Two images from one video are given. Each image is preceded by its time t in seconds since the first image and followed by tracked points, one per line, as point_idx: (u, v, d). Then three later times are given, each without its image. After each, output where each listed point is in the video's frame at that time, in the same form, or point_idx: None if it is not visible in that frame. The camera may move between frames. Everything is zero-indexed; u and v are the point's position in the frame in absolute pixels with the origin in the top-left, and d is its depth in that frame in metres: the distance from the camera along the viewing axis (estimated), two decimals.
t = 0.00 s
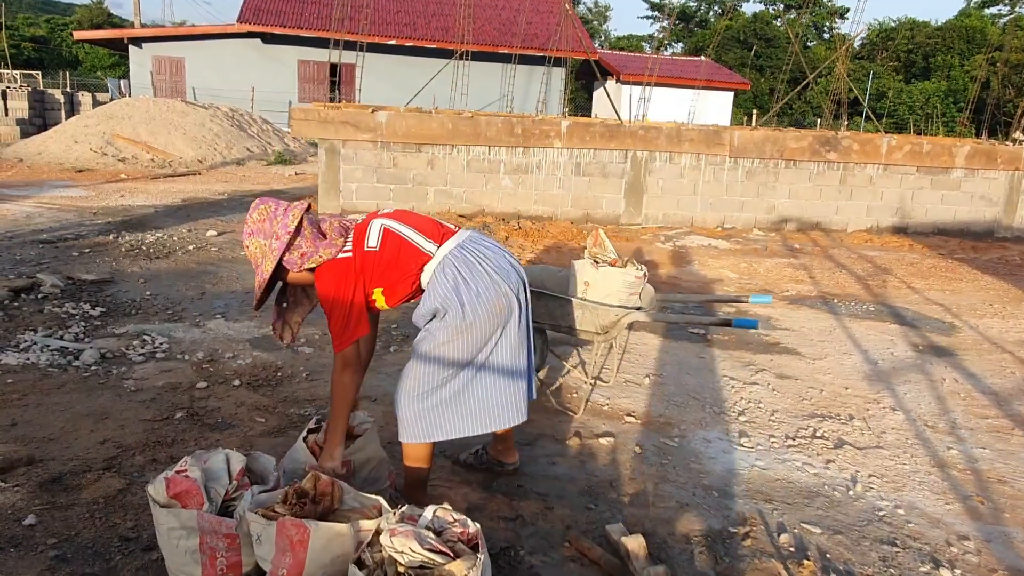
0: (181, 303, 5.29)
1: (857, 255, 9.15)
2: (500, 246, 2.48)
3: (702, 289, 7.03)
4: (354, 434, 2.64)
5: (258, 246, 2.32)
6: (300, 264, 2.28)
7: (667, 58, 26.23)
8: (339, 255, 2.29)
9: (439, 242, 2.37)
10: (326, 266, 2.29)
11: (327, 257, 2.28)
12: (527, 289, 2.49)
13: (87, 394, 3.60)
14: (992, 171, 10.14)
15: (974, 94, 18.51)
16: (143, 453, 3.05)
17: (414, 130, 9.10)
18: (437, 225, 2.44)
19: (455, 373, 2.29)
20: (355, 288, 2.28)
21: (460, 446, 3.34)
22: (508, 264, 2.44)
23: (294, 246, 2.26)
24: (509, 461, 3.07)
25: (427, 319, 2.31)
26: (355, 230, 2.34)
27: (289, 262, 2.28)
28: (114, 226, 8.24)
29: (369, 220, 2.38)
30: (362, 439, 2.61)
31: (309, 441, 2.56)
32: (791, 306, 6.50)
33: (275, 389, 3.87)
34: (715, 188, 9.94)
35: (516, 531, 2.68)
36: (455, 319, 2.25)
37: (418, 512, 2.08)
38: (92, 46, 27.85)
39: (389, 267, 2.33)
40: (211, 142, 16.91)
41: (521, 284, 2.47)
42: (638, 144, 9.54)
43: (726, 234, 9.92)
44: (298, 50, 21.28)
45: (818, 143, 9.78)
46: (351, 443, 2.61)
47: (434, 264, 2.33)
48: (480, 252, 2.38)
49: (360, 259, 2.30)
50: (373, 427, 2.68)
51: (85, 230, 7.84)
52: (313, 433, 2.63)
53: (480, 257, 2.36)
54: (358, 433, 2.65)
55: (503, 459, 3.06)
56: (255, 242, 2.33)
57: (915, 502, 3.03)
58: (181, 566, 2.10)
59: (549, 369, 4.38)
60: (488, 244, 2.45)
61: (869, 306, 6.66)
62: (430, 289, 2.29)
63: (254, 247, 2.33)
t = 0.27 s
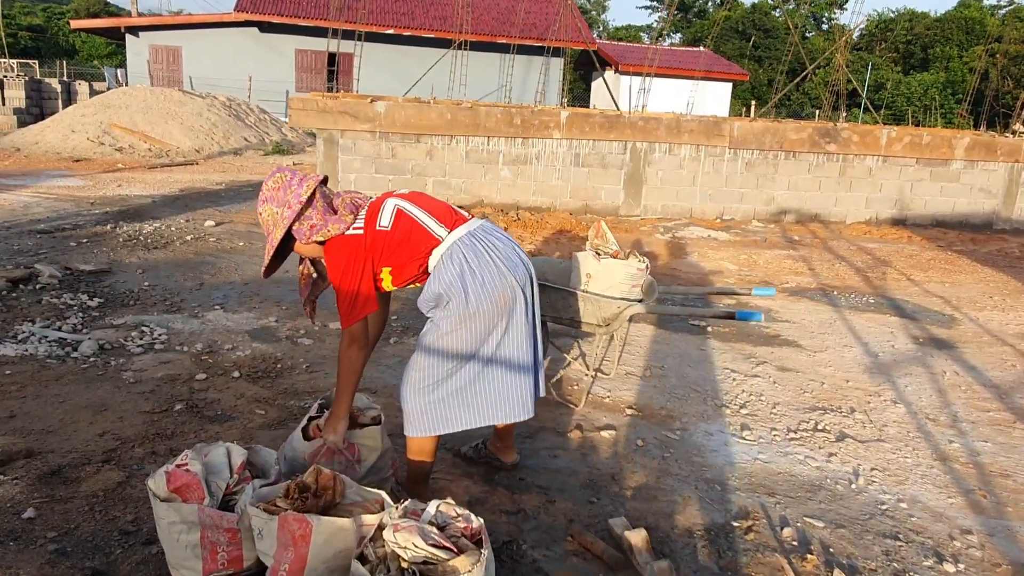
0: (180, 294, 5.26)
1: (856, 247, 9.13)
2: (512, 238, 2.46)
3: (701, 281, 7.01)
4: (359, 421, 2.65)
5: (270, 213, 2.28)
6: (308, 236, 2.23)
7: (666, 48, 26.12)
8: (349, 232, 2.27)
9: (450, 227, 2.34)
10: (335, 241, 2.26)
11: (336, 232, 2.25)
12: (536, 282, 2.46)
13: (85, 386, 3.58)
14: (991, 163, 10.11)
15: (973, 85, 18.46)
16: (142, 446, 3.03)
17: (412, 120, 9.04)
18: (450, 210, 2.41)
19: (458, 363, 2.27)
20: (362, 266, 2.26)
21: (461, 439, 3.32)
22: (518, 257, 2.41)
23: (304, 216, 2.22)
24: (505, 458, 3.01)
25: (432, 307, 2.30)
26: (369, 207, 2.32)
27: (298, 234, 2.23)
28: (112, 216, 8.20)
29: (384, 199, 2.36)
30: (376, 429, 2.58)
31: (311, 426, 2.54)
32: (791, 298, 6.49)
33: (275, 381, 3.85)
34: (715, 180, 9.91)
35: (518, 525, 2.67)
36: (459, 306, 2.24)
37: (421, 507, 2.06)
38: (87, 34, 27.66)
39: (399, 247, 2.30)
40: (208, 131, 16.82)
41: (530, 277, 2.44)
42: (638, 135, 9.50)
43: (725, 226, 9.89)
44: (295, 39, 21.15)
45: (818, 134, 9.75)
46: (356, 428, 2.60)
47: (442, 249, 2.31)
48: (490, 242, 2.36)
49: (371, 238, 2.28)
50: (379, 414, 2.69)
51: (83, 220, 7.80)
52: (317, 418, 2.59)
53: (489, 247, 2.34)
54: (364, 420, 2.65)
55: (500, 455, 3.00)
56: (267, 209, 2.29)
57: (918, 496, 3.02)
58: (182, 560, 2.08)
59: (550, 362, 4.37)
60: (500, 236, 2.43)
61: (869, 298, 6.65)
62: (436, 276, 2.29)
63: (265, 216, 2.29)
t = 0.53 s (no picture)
0: (173, 294, 5.25)
1: (851, 248, 9.16)
2: (517, 244, 2.48)
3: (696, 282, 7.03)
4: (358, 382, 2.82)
5: (293, 178, 2.37)
6: (323, 205, 2.30)
7: (663, 48, 26.15)
8: (364, 207, 2.30)
9: (460, 221, 2.38)
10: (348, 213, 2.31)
11: (349, 205, 2.30)
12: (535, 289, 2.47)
13: (78, 387, 3.58)
14: (985, 164, 10.15)
15: (969, 86, 18.50)
16: (134, 448, 3.03)
17: (408, 120, 9.02)
18: (463, 205, 2.45)
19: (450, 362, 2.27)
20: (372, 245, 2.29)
21: (453, 441, 3.33)
22: (520, 263, 2.42)
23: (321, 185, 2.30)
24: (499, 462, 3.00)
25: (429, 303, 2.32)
26: (386, 187, 2.36)
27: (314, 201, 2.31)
28: (106, 215, 8.18)
29: (403, 182, 2.40)
30: (370, 389, 2.73)
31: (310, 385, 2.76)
32: (785, 299, 6.51)
33: (268, 382, 3.86)
34: (710, 180, 9.92)
35: (510, 527, 2.68)
36: (453, 304, 2.25)
37: (411, 510, 2.07)
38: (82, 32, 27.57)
39: (409, 232, 2.34)
40: (204, 130, 16.80)
41: (530, 285, 2.45)
42: (633, 135, 9.50)
43: (721, 226, 9.90)
44: (291, 38, 21.11)
45: (813, 135, 9.77)
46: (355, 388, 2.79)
47: (446, 242, 2.34)
48: (493, 243, 2.38)
49: (384, 218, 2.31)
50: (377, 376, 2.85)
51: (77, 219, 7.78)
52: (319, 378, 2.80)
53: (491, 248, 2.36)
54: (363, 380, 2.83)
55: (493, 459, 2.99)
56: (293, 175, 2.38)
57: (907, 498, 3.04)
58: (172, 563, 2.09)
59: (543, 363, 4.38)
60: (505, 239, 2.45)
61: (863, 300, 6.67)
62: (435, 269, 2.32)
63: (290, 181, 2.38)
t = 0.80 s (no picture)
0: (169, 290, 5.27)
1: (846, 245, 9.18)
2: (523, 238, 2.49)
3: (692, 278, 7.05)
4: (378, 337, 2.88)
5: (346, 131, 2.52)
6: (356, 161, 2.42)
7: (661, 46, 26.15)
8: (388, 172, 2.38)
9: (472, 207, 2.42)
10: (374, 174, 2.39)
11: (377, 169, 2.39)
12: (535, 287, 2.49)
13: (72, 381, 3.59)
14: (981, 162, 10.18)
15: (966, 84, 18.53)
16: (129, 440, 3.04)
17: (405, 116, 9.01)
18: (483, 192, 2.48)
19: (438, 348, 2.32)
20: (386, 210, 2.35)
21: (446, 434, 3.34)
22: (520, 257, 2.44)
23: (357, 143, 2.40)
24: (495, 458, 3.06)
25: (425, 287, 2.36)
26: (415, 158, 2.43)
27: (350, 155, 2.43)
28: (102, 211, 8.18)
29: (435, 157, 2.45)
30: (386, 344, 2.79)
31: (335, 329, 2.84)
32: (780, 295, 6.53)
33: (263, 376, 3.87)
34: (707, 177, 9.94)
35: (501, 519, 2.70)
36: (445, 292, 2.30)
37: (401, 501, 2.09)
38: (80, 28, 27.50)
39: (422, 206, 2.40)
40: (201, 127, 16.79)
41: (528, 280, 2.47)
42: (630, 132, 9.52)
43: (717, 223, 9.92)
44: (289, 35, 21.08)
45: (810, 132, 9.78)
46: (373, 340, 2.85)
47: (451, 227, 2.38)
48: (496, 236, 2.40)
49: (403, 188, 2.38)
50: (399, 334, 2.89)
51: (73, 215, 7.78)
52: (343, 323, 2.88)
53: (493, 241, 2.38)
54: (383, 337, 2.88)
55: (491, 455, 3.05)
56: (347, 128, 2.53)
57: (897, 491, 3.06)
58: (165, 553, 2.11)
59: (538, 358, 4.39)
60: (512, 231, 2.47)
61: (858, 296, 6.69)
62: (433, 254, 2.36)
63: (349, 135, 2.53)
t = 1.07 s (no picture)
0: (165, 286, 5.28)
1: (841, 240, 9.22)
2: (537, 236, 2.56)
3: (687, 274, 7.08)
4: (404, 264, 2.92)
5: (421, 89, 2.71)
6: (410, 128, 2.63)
7: (658, 42, 26.16)
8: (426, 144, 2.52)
9: (492, 194, 2.50)
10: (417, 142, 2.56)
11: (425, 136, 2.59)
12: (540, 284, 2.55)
13: (68, 375, 3.61)
14: (976, 157, 10.22)
15: (963, 80, 18.57)
16: (124, 434, 3.06)
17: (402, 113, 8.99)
18: (508, 183, 2.55)
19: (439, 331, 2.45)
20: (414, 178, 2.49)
21: (440, 427, 3.37)
22: (527, 255, 2.52)
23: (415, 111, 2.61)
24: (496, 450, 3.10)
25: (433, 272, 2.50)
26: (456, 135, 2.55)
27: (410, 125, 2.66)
28: (98, 208, 8.19)
29: (474, 140, 2.55)
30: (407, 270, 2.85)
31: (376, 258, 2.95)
32: (774, 290, 6.57)
33: (258, 370, 3.90)
34: (702, 173, 9.97)
35: (493, 510, 2.73)
36: (447, 276, 2.44)
37: (393, 490, 2.11)
38: (76, 25, 27.44)
39: (446, 183, 2.50)
40: (197, 124, 16.78)
41: (532, 278, 2.54)
42: (626, 128, 9.54)
43: (713, 219, 9.95)
44: (285, 32, 21.06)
45: (804, 128, 9.81)
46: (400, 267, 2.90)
47: (466, 214, 2.49)
48: (507, 229, 2.48)
49: (434, 162, 2.50)
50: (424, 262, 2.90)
51: (69, 212, 7.79)
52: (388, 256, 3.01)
53: (501, 233, 2.46)
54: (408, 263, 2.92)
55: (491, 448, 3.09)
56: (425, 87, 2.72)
57: (885, 481, 3.10)
58: (159, 542, 2.14)
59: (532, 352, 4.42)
60: (525, 227, 2.55)
61: (851, 291, 6.73)
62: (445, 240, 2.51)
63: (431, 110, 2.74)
